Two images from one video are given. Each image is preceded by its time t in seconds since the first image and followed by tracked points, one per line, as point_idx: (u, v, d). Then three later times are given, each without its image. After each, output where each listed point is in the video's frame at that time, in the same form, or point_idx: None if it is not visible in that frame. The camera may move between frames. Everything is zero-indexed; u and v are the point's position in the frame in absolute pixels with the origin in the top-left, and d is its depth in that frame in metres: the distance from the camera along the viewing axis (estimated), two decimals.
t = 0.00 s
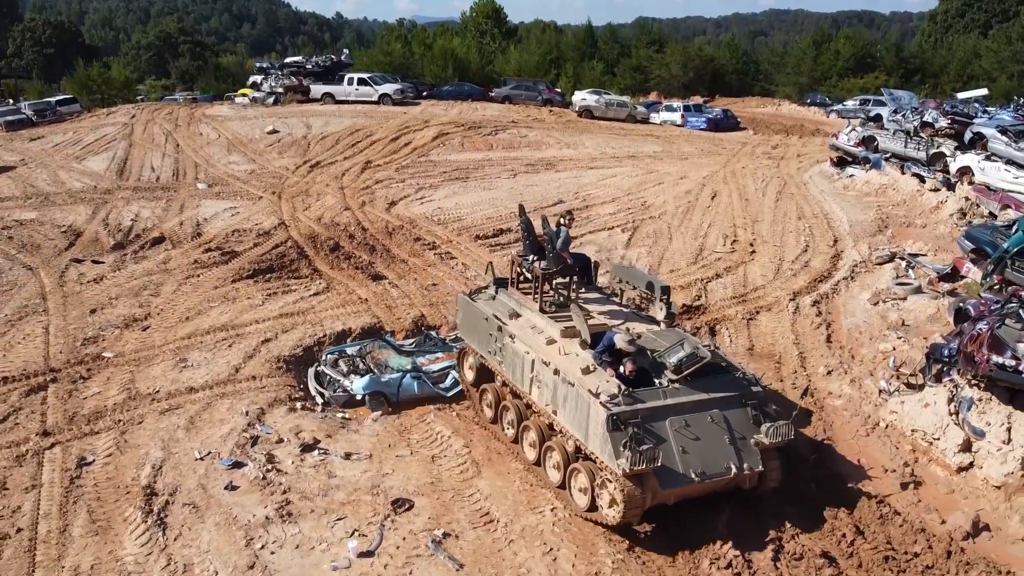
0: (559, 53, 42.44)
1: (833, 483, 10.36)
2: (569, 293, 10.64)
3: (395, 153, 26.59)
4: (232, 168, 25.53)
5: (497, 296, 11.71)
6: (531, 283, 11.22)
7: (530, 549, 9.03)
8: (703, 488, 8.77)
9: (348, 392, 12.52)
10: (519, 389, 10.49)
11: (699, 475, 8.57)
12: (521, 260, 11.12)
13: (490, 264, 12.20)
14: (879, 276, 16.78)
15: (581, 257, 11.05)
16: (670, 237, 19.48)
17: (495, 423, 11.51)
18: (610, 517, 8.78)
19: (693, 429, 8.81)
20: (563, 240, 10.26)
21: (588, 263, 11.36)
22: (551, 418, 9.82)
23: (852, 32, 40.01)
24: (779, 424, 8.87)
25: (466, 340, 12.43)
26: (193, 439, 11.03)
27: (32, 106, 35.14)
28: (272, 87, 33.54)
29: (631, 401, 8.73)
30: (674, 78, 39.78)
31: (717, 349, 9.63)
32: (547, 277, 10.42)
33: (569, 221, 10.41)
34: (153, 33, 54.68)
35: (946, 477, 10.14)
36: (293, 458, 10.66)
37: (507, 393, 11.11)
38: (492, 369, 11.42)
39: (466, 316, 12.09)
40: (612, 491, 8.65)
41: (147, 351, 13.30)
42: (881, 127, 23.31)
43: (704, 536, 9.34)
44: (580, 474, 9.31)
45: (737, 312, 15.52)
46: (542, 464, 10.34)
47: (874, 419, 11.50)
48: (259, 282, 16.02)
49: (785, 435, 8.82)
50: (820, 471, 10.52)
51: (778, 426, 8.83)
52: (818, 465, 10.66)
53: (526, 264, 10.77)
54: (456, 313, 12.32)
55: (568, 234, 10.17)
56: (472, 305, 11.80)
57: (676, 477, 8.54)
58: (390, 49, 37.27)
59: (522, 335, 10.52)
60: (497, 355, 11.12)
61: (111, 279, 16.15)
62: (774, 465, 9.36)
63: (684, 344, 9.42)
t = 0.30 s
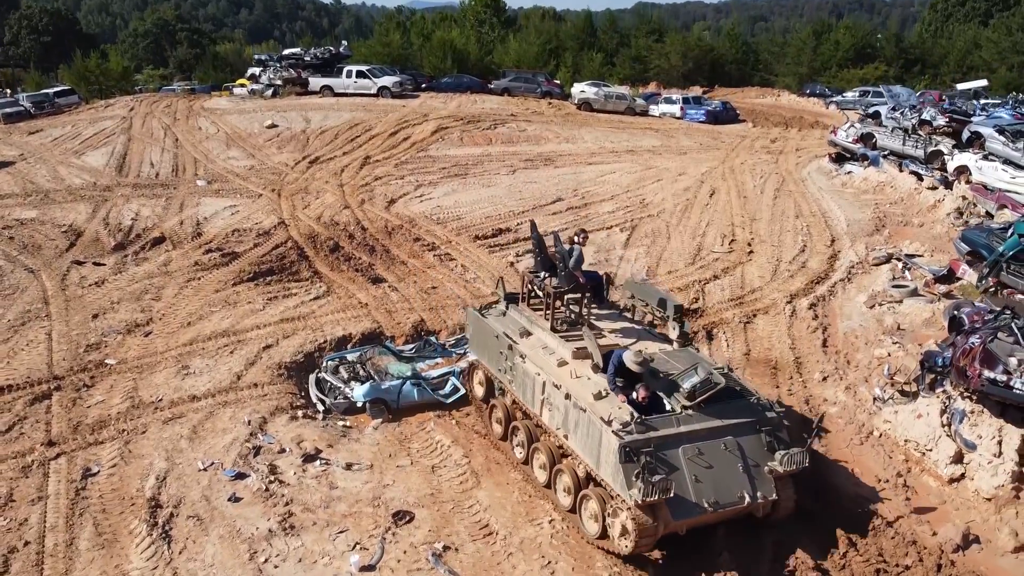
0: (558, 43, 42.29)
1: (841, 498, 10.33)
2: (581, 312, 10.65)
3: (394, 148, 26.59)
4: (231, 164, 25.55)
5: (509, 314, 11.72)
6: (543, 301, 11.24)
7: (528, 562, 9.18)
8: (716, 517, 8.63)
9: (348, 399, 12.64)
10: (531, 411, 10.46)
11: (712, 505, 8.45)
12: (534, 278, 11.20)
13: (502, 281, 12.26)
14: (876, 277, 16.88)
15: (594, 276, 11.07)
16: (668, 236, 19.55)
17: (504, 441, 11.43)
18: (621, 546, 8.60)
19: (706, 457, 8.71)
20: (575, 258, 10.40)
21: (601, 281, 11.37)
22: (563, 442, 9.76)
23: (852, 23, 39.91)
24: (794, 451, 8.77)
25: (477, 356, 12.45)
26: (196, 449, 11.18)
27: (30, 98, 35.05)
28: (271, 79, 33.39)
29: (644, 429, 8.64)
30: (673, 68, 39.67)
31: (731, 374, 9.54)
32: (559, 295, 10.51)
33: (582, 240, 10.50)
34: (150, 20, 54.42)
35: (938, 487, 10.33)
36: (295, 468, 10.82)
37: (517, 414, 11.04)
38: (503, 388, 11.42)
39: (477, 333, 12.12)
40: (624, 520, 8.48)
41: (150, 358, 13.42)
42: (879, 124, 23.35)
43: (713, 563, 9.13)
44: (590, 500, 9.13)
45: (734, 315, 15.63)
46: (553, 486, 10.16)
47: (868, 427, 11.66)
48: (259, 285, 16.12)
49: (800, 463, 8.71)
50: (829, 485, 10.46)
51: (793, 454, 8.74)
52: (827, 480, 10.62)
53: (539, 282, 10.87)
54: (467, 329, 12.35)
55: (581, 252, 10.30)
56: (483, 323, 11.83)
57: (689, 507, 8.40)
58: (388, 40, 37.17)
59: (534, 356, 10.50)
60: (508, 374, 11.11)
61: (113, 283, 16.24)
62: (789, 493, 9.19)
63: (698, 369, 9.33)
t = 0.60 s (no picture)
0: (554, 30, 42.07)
1: (830, 505, 10.52)
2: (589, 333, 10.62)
3: (390, 142, 26.57)
4: (226, 158, 25.52)
5: (515, 330, 11.58)
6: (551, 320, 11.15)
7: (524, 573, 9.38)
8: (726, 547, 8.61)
9: (346, 405, 12.76)
10: (539, 433, 10.37)
11: (722, 536, 8.41)
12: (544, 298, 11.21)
13: (508, 297, 12.13)
14: (868, 277, 17.02)
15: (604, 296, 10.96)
16: (663, 233, 19.62)
17: (512, 459, 11.42)
18: None
19: (717, 487, 8.65)
20: (583, 278, 10.40)
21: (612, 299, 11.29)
22: (571, 468, 9.68)
23: (849, 10, 39.79)
24: (805, 480, 8.72)
25: (482, 371, 12.34)
26: (195, 459, 11.32)
27: (23, 88, 34.86)
28: (266, 69, 32.94)
29: (653, 460, 8.55)
30: (669, 56, 39.53)
31: (741, 399, 9.46)
32: (565, 314, 10.50)
33: (591, 259, 10.56)
34: (143, 5, 53.93)
35: (925, 495, 10.52)
36: (294, 477, 10.99)
37: (525, 434, 11.02)
38: (510, 406, 11.32)
39: (483, 349, 11.99)
40: (633, 551, 8.61)
41: (148, 365, 13.53)
42: (874, 118, 23.43)
43: None
44: (598, 528, 9.26)
45: (728, 317, 15.77)
46: (559, 508, 10.25)
47: (858, 433, 11.84)
48: (256, 287, 16.22)
49: (810, 491, 8.69)
50: (822, 494, 10.58)
51: (804, 482, 8.71)
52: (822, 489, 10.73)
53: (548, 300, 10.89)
54: (473, 344, 12.23)
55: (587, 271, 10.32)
56: (489, 339, 11.69)
57: (699, 538, 8.36)
58: (383, 29, 37.00)
59: (541, 379, 10.37)
60: (515, 394, 11.00)
61: (110, 285, 16.31)
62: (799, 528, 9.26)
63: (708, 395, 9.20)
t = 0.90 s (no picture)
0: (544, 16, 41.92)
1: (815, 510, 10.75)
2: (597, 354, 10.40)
3: (380, 134, 26.53)
4: (216, 152, 25.46)
5: (521, 349, 11.35)
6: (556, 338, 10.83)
7: None
8: None
9: (339, 410, 12.89)
10: (543, 457, 10.10)
11: (728, 568, 8.24)
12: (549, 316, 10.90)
13: (514, 315, 11.94)
14: (856, 275, 17.20)
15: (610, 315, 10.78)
16: (653, 229, 19.76)
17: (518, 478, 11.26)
18: None
19: (724, 517, 8.44)
20: (591, 299, 10.18)
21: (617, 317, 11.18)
22: (576, 494, 9.41)
23: None
24: (812, 511, 8.54)
25: (487, 388, 12.13)
26: (191, 468, 11.45)
27: (9, 77, 34.62)
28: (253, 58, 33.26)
29: (659, 491, 8.33)
30: (659, 42, 39.48)
31: (749, 426, 9.25)
32: (572, 336, 10.20)
33: (598, 279, 10.37)
34: None
35: (908, 499, 10.76)
36: (289, 486, 11.15)
37: (529, 454, 10.72)
38: (514, 426, 11.05)
39: (487, 366, 11.80)
40: None
41: (142, 370, 13.63)
42: (862, 111, 23.58)
43: None
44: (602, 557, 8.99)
45: (717, 316, 15.95)
46: (563, 532, 10.01)
47: (843, 436, 12.06)
48: (248, 289, 16.28)
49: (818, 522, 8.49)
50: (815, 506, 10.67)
51: (812, 513, 8.51)
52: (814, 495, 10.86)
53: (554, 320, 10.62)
54: (478, 362, 12.05)
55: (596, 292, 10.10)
56: (494, 357, 11.48)
57: (704, 570, 8.20)
58: (373, 16, 36.79)
59: (547, 401, 10.09)
60: (520, 415, 10.74)
61: (102, 288, 16.34)
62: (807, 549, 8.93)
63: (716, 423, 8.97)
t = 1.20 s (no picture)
0: None
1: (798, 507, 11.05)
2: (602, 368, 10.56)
3: (370, 120, 26.47)
4: (205, 139, 25.37)
5: (527, 361, 11.48)
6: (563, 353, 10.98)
7: None
8: None
9: (333, 408, 13.09)
10: (546, 472, 10.23)
11: None
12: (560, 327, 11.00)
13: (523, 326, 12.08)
14: (842, 267, 17.42)
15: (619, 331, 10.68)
16: (643, 220, 19.90)
17: (523, 490, 11.33)
18: None
19: (725, 542, 8.55)
20: (595, 315, 10.20)
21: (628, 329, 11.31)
22: (579, 513, 9.53)
23: None
24: (816, 537, 8.60)
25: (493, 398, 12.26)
26: (188, 470, 11.64)
27: None
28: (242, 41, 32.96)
29: (660, 517, 8.45)
30: (650, 21, 39.30)
31: (755, 448, 9.31)
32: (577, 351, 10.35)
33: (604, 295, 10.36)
34: None
35: (888, 496, 11.06)
36: (285, 487, 11.37)
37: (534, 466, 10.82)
38: (520, 438, 11.18)
39: (494, 377, 11.93)
40: None
41: (137, 370, 13.76)
42: (851, 98, 23.69)
43: None
44: None
45: (705, 309, 16.16)
46: (566, 546, 10.10)
47: (827, 433, 12.35)
48: (241, 285, 16.39)
49: (821, 547, 8.57)
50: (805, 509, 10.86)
51: (816, 539, 8.58)
52: (810, 493, 11.04)
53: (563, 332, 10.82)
54: (486, 372, 12.18)
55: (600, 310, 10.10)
56: (500, 368, 11.60)
57: None
58: None
59: (550, 418, 10.21)
60: (525, 429, 10.86)
61: (95, 285, 16.41)
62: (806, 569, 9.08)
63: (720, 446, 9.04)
